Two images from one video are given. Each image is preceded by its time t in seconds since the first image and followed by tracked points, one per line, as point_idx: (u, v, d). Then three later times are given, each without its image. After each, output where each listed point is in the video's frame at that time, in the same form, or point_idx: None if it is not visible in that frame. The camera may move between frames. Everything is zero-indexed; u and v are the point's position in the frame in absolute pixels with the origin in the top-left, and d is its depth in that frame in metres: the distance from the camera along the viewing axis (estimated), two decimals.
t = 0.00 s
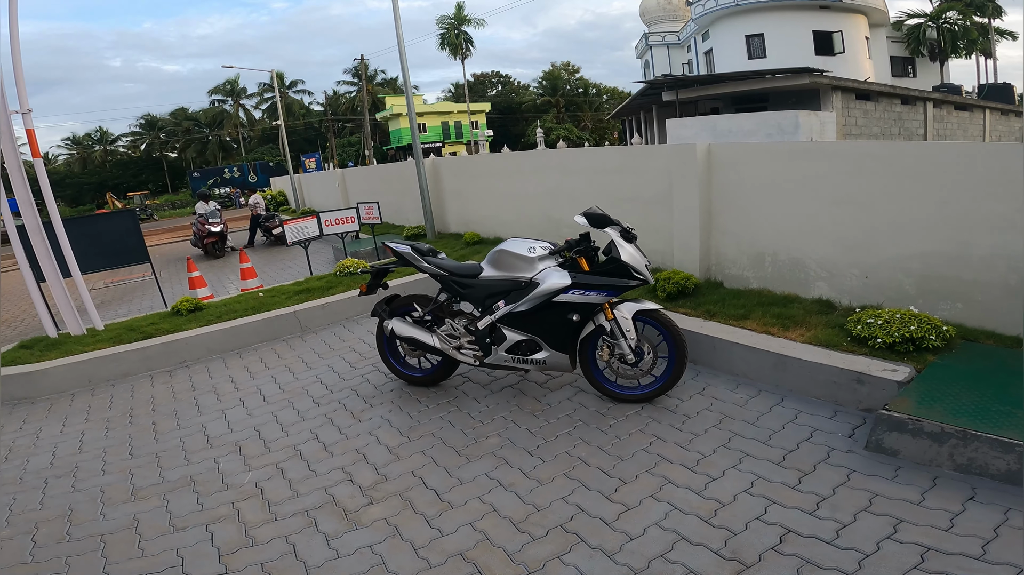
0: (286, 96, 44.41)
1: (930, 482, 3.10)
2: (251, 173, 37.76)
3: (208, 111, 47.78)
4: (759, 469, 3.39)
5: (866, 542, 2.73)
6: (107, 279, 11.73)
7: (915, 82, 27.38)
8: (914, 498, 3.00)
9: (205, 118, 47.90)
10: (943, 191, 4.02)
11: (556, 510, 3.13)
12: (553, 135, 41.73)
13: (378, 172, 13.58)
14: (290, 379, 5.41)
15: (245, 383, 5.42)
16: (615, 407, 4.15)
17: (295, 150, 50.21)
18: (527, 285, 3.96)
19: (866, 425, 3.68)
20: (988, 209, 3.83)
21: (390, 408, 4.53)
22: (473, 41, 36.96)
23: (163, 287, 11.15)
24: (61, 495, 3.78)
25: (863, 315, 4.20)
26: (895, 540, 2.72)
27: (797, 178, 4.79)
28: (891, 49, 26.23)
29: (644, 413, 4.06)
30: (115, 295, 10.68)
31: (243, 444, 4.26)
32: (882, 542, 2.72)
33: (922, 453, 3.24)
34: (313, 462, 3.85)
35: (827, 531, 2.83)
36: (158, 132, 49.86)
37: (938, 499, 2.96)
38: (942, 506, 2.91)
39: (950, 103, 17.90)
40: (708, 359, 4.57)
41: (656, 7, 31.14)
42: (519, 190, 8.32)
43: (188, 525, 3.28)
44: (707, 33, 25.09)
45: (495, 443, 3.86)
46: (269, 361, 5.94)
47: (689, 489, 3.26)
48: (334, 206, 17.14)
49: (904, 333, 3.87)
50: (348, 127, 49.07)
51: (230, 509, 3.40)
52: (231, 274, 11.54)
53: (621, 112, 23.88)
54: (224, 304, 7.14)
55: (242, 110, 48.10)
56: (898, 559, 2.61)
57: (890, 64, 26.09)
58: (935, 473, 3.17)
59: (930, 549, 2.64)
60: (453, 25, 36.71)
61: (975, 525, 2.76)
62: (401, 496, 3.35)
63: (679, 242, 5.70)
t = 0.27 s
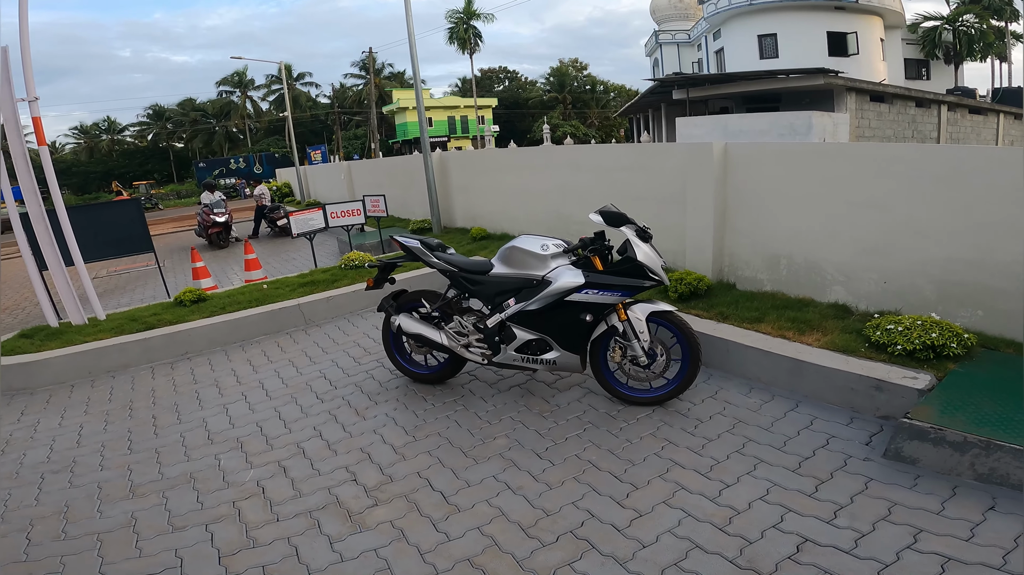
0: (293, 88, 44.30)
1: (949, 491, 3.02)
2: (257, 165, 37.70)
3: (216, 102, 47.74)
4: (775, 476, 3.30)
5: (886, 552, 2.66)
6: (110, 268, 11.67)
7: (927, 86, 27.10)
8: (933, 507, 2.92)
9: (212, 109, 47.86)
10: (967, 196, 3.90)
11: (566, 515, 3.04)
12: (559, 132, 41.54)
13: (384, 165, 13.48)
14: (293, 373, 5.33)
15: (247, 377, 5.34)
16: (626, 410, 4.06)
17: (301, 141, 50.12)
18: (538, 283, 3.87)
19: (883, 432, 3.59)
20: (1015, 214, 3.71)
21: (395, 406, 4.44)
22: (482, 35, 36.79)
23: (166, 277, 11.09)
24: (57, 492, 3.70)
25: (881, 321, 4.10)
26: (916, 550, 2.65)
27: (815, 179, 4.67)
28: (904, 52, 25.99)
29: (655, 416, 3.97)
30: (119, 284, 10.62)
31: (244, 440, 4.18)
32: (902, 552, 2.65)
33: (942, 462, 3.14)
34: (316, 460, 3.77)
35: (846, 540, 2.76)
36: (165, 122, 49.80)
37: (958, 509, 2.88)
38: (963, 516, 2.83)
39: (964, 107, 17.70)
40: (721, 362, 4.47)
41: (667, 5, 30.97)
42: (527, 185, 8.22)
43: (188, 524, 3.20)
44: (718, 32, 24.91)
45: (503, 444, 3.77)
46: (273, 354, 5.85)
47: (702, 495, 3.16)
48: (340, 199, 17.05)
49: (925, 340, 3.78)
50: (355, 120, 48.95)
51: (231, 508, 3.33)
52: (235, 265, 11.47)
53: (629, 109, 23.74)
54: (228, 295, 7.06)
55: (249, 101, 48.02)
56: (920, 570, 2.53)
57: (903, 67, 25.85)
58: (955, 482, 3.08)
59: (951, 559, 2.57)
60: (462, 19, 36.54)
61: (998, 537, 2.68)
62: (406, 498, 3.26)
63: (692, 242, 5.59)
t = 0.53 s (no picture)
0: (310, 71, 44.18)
1: (975, 501, 2.99)
2: (271, 146, 37.71)
3: (232, 83, 47.76)
4: (797, 481, 3.23)
5: (910, 561, 2.65)
6: (122, 245, 11.67)
7: (957, 86, 26.65)
8: (959, 517, 2.90)
9: (228, 89, 47.88)
10: (1007, 202, 3.77)
11: (583, 515, 2.98)
12: (574, 122, 41.23)
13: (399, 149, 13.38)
14: (304, 358, 5.28)
15: (258, 360, 5.30)
16: (643, 407, 3.99)
17: (315, 124, 50.06)
18: (560, 275, 3.76)
19: (909, 440, 3.51)
20: None
21: (406, 395, 4.38)
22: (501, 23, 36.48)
23: (178, 254, 11.08)
24: (57, 479, 3.67)
25: (912, 328, 3.99)
26: (942, 560, 2.64)
27: (848, 178, 4.54)
28: (934, 52, 25.44)
29: (674, 415, 3.88)
30: (131, 260, 10.63)
31: (253, 426, 4.15)
32: (926, 562, 2.64)
33: (970, 472, 3.10)
34: (326, 450, 3.73)
35: (870, 548, 2.73)
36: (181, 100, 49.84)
37: (984, 519, 2.86)
38: (988, 526, 2.82)
39: (993, 109, 17.33)
40: (742, 362, 4.37)
41: None
42: (545, 174, 8.10)
43: (193, 514, 3.20)
44: (742, 25, 24.54)
45: (517, 439, 3.71)
46: (283, 337, 5.81)
47: (723, 499, 3.09)
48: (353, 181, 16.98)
49: (958, 348, 3.68)
50: (369, 104, 48.79)
51: (238, 497, 3.33)
52: (247, 245, 11.44)
53: (647, 101, 23.50)
54: (239, 275, 7.01)
55: (265, 82, 47.97)
56: None
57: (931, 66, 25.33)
58: (981, 492, 3.04)
59: (977, 570, 2.57)
60: (482, 6, 36.24)
61: None
62: (418, 493, 3.23)
63: (714, 237, 5.48)
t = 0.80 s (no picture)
0: (322, 55, 43.98)
1: (1007, 507, 2.89)
2: (282, 129, 37.62)
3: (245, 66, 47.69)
4: (825, 484, 3.12)
5: (941, 567, 2.56)
6: (133, 224, 11.65)
7: (982, 84, 26.11)
8: (990, 523, 2.80)
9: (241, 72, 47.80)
10: None
11: (603, 515, 2.90)
12: (586, 110, 40.90)
13: (412, 133, 13.25)
14: (315, 343, 5.21)
15: (267, 345, 5.23)
16: (663, 403, 3.88)
17: (326, 108, 49.92)
18: (583, 265, 3.63)
19: (939, 444, 3.40)
20: None
21: (420, 384, 4.30)
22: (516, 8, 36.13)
23: (188, 235, 11.04)
24: (62, 468, 3.65)
25: (945, 329, 3.88)
26: (974, 566, 2.56)
27: (882, 174, 4.39)
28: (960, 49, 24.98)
29: (695, 412, 3.78)
30: (142, 240, 10.60)
31: (263, 414, 4.09)
32: (958, 567, 2.55)
33: (1002, 478, 3.00)
34: (338, 441, 3.71)
35: (900, 554, 2.64)
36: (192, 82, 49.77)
37: (1017, 526, 2.77)
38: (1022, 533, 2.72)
39: (1017, 107, 17.00)
40: (765, 359, 4.26)
41: None
42: (562, 161, 7.97)
43: (202, 506, 3.21)
44: (762, 17, 24.21)
45: (534, 433, 3.62)
46: (293, 321, 5.73)
47: (748, 501, 2.99)
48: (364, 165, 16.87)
49: (992, 351, 3.55)
50: (381, 89, 48.57)
51: (247, 489, 3.34)
52: (258, 226, 11.39)
53: (663, 91, 23.25)
54: (250, 256, 6.92)
55: (277, 66, 47.83)
56: None
57: (956, 63, 24.88)
58: (1014, 499, 2.94)
59: None
60: None
61: None
62: (433, 488, 3.18)
63: (738, 230, 5.35)
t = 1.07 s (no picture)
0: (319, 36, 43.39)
1: (1018, 505, 2.81)
2: (278, 110, 37.15)
3: (242, 48, 47.15)
4: (833, 478, 3.03)
5: (952, 566, 2.48)
6: (124, 203, 11.43)
7: (986, 77, 25.82)
8: (999, 520, 2.73)
9: (237, 53, 47.19)
10: None
11: (605, 509, 2.80)
12: (586, 96, 40.57)
13: (410, 114, 13.03)
14: (308, 325, 5.08)
15: (259, 327, 5.09)
16: (666, 393, 3.78)
17: (323, 89, 49.35)
18: (587, 248, 3.50)
19: (948, 439, 3.32)
20: None
21: (416, 369, 4.19)
22: None
23: (180, 215, 10.85)
24: (45, 456, 3.53)
25: (956, 321, 3.77)
26: (984, 566, 2.48)
27: (896, 162, 4.26)
28: (966, 40, 24.81)
29: (699, 402, 3.68)
30: (133, 219, 10.41)
31: (253, 401, 3.98)
32: (969, 567, 2.47)
33: (1013, 475, 2.92)
34: (330, 429, 3.60)
35: (911, 552, 2.56)
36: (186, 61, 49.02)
37: None
38: None
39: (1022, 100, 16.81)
40: (771, 348, 4.16)
41: None
42: (564, 143, 7.81)
43: (187, 499, 3.09)
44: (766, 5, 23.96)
45: (534, 422, 3.52)
46: (286, 303, 5.59)
47: (754, 496, 2.90)
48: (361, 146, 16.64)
49: (1006, 345, 3.45)
50: (378, 71, 48.02)
51: (236, 480, 3.23)
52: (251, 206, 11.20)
53: (664, 77, 23.04)
54: (242, 236, 6.76)
55: (274, 47, 47.21)
56: None
57: (961, 55, 24.68)
58: None
59: None
60: None
61: None
62: (429, 479, 3.08)
63: (744, 217, 5.23)
